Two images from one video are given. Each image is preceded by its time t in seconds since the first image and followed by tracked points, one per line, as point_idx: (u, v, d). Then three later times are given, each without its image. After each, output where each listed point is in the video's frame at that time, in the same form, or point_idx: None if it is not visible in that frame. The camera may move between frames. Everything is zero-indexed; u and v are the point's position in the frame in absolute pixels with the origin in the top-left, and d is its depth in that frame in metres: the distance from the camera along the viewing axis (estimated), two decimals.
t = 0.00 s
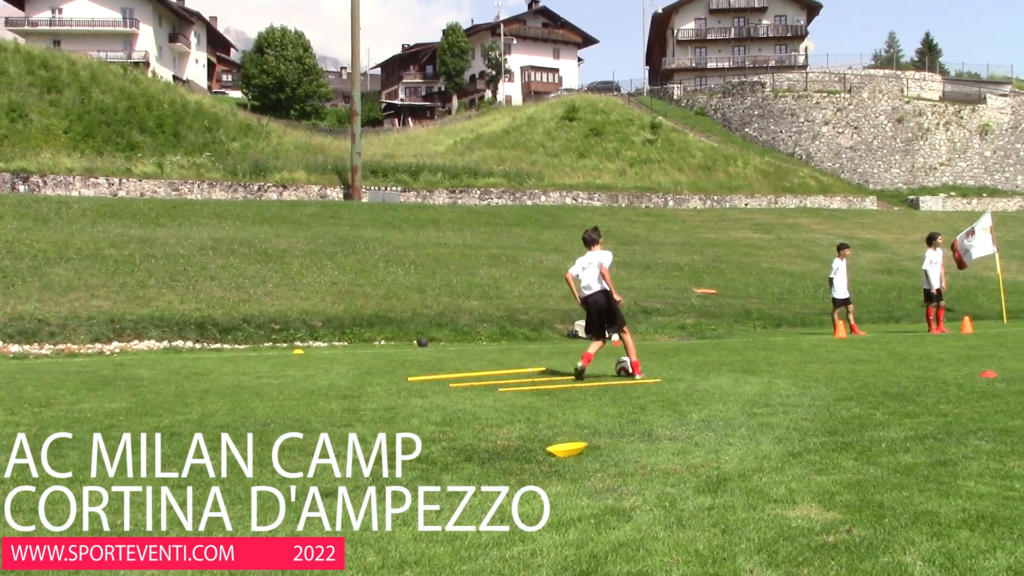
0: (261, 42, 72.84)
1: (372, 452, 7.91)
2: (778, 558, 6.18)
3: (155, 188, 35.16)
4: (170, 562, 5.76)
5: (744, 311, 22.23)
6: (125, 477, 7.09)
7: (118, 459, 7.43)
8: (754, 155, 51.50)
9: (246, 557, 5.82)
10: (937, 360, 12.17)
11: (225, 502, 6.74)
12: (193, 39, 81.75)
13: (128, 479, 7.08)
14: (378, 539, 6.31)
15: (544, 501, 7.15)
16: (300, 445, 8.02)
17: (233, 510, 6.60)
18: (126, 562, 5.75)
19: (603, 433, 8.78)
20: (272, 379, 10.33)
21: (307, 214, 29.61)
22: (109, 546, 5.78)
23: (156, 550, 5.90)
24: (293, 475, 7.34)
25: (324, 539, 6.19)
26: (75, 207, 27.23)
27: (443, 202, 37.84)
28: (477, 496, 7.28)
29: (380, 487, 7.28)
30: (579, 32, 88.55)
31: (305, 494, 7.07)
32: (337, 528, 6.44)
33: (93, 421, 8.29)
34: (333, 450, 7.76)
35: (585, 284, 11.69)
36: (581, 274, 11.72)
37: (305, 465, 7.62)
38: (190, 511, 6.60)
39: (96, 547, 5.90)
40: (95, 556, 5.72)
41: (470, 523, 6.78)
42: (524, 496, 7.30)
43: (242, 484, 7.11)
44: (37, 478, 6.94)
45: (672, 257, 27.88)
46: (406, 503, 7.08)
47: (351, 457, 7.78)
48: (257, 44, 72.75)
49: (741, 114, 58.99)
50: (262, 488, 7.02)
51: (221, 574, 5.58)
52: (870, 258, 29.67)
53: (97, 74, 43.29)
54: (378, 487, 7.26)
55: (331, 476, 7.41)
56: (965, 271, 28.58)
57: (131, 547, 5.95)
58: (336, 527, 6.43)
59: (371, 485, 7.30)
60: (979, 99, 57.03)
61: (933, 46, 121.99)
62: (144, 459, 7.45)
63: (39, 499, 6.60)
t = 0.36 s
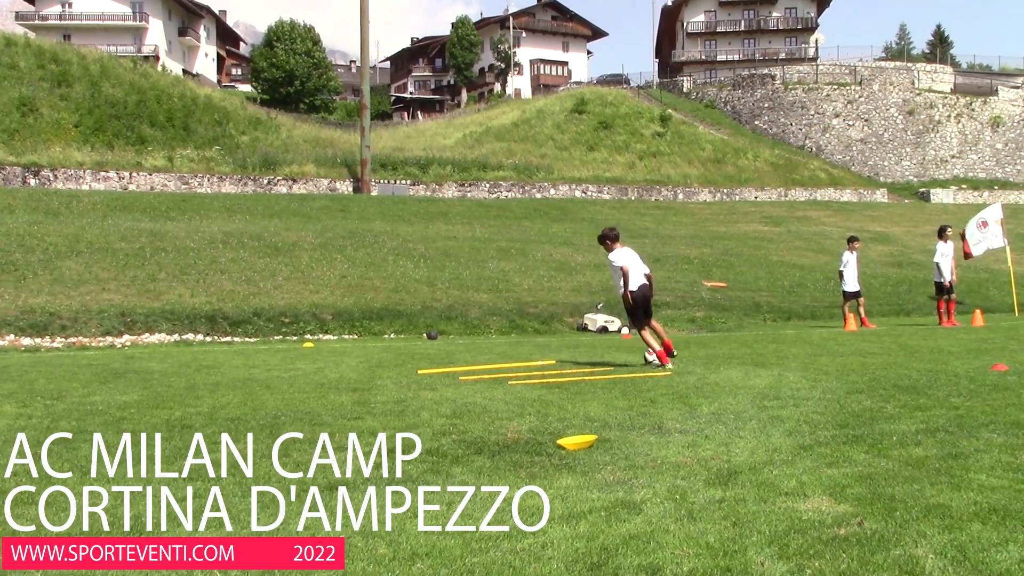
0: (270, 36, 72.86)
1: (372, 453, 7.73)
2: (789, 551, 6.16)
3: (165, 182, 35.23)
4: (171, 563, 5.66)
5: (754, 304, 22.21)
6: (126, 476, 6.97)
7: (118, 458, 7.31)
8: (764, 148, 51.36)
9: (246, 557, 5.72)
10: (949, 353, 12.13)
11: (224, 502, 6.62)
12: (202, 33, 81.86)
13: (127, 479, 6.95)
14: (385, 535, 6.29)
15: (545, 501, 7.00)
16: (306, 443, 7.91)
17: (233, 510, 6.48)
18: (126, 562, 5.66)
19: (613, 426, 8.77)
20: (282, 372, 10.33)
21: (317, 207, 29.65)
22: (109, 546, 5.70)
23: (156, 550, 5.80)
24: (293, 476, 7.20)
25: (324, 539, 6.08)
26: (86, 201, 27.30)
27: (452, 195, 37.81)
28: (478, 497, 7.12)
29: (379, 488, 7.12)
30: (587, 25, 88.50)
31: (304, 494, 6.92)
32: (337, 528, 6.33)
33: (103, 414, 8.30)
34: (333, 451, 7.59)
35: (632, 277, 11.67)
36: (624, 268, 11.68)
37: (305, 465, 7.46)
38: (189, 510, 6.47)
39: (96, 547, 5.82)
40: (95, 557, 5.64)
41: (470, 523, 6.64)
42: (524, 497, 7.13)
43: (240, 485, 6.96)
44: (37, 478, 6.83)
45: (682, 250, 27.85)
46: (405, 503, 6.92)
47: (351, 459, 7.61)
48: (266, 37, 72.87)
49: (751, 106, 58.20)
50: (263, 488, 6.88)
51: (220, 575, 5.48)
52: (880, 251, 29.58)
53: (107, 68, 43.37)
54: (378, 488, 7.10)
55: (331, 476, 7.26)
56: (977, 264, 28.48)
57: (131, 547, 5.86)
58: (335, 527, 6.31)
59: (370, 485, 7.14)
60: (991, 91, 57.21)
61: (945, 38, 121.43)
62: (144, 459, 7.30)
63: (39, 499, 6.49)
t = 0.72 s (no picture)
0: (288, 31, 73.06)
1: (372, 453, 7.60)
2: (810, 544, 6.13)
3: (183, 177, 35.39)
4: (171, 562, 5.59)
5: (774, 298, 22.11)
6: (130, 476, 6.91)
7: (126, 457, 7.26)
8: (782, 141, 51.14)
9: (246, 557, 5.68)
10: (972, 346, 12.02)
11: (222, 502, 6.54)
12: (219, 29, 82.20)
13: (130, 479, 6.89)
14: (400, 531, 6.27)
15: (543, 499, 6.87)
16: (319, 439, 7.86)
17: (233, 511, 6.41)
18: (126, 561, 5.60)
19: (634, 419, 8.75)
20: (302, 366, 10.37)
21: (335, 202, 29.72)
22: (109, 547, 5.65)
23: (155, 550, 5.73)
24: (293, 476, 7.09)
25: (324, 539, 6.02)
26: (106, 196, 27.47)
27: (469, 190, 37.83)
28: (480, 496, 7.01)
29: (379, 488, 7.00)
30: (604, 19, 87.58)
31: (305, 494, 6.82)
32: (337, 528, 6.25)
33: (124, 407, 8.36)
34: (333, 451, 7.45)
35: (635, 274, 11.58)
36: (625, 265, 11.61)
37: (305, 465, 7.35)
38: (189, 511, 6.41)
39: (96, 547, 5.78)
40: (95, 557, 5.61)
41: (471, 523, 6.51)
42: (523, 497, 6.99)
43: (239, 485, 6.86)
44: (37, 478, 6.76)
45: (700, 244, 27.76)
46: (405, 503, 6.80)
47: (351, 458, 7.48)
48: (283, 31, 72.80)
49: (769, 99, 58.76)
50: (262, 487, 6.79)
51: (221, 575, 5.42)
52: (901, 244, 29.38)
53: (126, 64, 43.58)
54: (377, 488, 6.98)
55: (331, 476, 7.15)
56: (999, 257, 28.24)
57: (131, 547, 5.80)
58: (335, 527, 6.23)
59: (371, 485, 7.02)
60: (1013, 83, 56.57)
61: (965, 30, 120.41)
62: (144, 459, 7.21)
63: (38, 500, 6.43)
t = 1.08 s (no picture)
0: (314, 25, 73.35)
1: (371, 453, 7.46)
2: (838, 542, 6.07)
3: (210, 171, 35.64)
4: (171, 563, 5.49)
5: (800, 294, 21.97)
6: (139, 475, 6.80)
7: (146, 450, 7.25)
8: (809, 136, 50.83)
9: (247, 557, 5.54)
10: (1002, 343, 11.87)
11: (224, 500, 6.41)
12: (245, 23, 82.76)
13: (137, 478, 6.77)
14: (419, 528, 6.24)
15: (544, 500, 6.72)
16: (336, 435, 7.83)
17: (234, 510, 6.27)
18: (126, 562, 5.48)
19: (659, 414, 8.71)
20: (328, 359, 10.40)
21: (359, 196, 29.79)
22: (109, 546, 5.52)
23: (156, 551, 5.63)
24: (292, 475, 6.94)
25: (324, 539, 5.89)
26: (134, 189, 27.68)
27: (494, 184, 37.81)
28: (479, 496, 6.86)
29: (379, 488, 6.85)
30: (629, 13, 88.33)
31: (304, 494, 6.66)
32: (337, 528, 6.11)
33: (152, 400, 8.40)
34: (332, 451, 7.29)
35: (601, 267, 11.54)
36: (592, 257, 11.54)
37: (304, 465, 7.19)
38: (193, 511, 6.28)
39: (96, 547, 5.64)
40: (95, 557, 5.47)
41: (470, 523, 6.38)
42: (523, 497, 6.85)
43: (239, 485, 6.72)
44: (36, 478, 6.60)
45: (725, 239, 27.62)
46: (404, 504, 6.67)
47: (351, 458, 7.33)
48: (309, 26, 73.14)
49: (795, 93, 57.24)
50: (261, 487, 6.63)
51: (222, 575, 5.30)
52: (929, 240, 29.12)
53: (153, 58, 43.89)
54: (378, 487, 6.85)
55: (331, 476, 7.01)
56: None
57: (131, 548, 5.68)
58: (335, 527, 6.09)
59: (369, 485, 6.89)
60: None
61: (995, 22, 119.34)
62: (144, 459, 7.05)
63: (38, 499, 6.27)
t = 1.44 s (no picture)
0: (352, 20, 73.87)
1: (371, 453, 7.29)
2: (884, 541, 5.97)
3: (249, 166, 36.00)
4: (171, 562, 5.37)
5: (840, 290, 21.77)
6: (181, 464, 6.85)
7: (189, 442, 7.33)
8: (848, 130, 50.33)
9: (247, 557, 5.42)
10: None
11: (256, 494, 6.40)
12: (284, 18, 83.58)
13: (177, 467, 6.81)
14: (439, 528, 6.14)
15: (544, 502, 6.55)
16: (372, 430, 7.83)
17: (234, 510, 6.15)
18: (126, 562, 5.36)
19: (698, 411, 8.64)
20: (366, 353, 10.43)
21: (396, 190, 29.89)
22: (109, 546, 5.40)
23: (156, 551, 5.51)
24: (291, 475, 6.80)
25: (324, 539, 5.77)
26: (174, 184, 27.96)
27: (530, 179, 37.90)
28: (480, 497, 6.71)
29: (382, 487, 6.71)
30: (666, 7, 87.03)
31: (304, 495, 6.52)
32: (337, 528, 5.97)
33: (193, 392, 8.45)
34: (331, 451, 7.14)
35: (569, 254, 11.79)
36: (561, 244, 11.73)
37: (304, 464, 7.04)
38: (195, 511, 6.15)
39: (96, 547, 5.52)
40: (95, 557, 5.35)
41: (470, 522, 6.26)
42: (523, 498, 6.69)
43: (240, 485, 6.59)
44: (36, 478, 6.46)
45: (764, 234, 27.42)
46: (404, 504, 6.54)
47: (351, 458, 7.17)
48: (348, 21, 73.75)
49: (835, 88, 57.18)
50: (261, 487, 6.49)
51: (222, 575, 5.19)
52: (971, 236, 28.71)
53: (193, 54, 44.37)
54: (377, 487, 6.71)
55: (330, 476, 6.86)
56: None
57: (131, 547, 5.56)
58: (335, 527, 5.96)
59: (370, 485, 6.74)
60: None
61: None
62: (145, 459, 6.91)
63: (37, 500, 6.12)
